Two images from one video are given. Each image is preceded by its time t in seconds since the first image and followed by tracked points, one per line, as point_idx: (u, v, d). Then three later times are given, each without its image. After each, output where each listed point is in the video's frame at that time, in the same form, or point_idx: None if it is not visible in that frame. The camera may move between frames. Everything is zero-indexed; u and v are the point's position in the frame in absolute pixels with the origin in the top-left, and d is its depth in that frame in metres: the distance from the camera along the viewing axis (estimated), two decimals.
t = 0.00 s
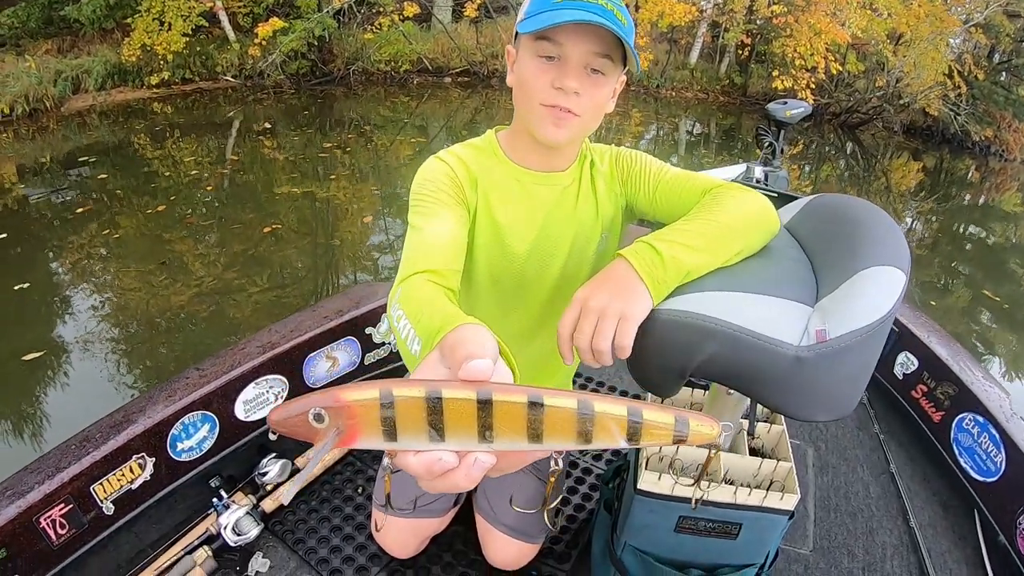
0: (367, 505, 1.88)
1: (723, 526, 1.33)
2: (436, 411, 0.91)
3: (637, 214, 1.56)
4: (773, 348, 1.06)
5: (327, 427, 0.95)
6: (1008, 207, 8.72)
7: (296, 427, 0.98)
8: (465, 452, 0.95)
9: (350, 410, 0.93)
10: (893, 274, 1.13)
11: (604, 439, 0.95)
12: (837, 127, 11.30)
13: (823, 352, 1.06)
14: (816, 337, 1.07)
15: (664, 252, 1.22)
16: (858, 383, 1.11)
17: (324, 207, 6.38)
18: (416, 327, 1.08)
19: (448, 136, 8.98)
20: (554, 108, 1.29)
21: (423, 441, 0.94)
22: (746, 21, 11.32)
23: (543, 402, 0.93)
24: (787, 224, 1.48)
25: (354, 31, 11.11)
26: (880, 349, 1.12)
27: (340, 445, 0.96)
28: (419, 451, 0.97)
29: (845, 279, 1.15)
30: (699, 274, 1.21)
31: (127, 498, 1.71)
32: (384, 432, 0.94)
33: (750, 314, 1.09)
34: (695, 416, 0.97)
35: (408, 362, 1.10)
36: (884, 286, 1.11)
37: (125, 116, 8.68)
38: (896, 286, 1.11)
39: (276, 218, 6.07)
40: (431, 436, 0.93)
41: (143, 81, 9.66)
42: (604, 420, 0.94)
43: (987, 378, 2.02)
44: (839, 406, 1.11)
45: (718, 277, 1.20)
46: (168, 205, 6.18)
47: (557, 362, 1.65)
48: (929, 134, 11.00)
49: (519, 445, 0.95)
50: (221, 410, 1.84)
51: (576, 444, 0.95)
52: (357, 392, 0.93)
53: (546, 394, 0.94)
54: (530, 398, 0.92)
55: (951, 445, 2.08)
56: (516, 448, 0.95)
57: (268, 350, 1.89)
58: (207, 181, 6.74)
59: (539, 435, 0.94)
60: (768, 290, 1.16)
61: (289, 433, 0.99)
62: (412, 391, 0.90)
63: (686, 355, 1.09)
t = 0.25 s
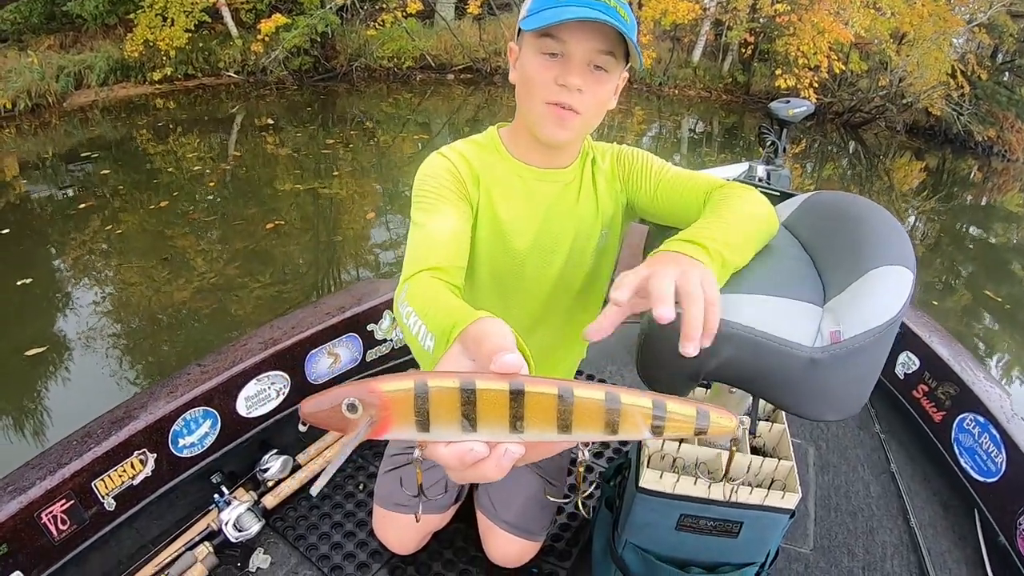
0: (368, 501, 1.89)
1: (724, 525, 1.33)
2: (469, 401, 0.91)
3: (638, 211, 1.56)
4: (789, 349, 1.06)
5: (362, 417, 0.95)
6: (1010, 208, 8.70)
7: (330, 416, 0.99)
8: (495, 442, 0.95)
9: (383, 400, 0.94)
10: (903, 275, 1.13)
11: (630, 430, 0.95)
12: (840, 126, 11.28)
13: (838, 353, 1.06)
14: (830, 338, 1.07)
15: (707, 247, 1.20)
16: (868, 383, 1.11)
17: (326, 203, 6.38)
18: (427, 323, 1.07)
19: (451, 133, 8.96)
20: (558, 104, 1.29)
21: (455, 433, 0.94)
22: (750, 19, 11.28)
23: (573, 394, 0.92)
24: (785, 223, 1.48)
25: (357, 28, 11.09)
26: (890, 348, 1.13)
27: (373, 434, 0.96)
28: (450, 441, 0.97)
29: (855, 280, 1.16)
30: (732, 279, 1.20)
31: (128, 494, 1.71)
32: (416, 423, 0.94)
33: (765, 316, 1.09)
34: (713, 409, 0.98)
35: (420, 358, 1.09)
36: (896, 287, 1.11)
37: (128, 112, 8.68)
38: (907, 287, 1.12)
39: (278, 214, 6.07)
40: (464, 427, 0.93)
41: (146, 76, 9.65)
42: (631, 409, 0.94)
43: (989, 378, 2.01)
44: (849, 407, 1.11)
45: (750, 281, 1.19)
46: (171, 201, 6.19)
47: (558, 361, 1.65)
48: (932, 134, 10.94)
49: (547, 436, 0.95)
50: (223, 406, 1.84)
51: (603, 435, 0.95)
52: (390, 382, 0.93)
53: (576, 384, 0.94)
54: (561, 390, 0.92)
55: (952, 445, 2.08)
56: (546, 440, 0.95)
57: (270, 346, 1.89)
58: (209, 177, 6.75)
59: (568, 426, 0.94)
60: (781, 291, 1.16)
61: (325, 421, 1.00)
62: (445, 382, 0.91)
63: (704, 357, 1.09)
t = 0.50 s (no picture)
0: (370, 494, 1.89)
1: (726, 519, 1.33)
2: (516, 382, 0.91)
3: (641, 203, 1.56)
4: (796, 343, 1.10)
5: (408, 400, 0.94)
6: (1013, 208, 8.68)
7: (373, 402, 0.96)
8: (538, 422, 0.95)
9: (428, 383, 0.92)
10: (906, 268, 1.16)
11: (663, 407, 0.97)
12: (844, 125, 11.26)
13: (843, 345, 1.09)
14: (837, 330, 1.11)
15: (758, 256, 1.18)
16: (873, 373, 1.15)
17: (328, 198, 6.39)
18: (446, 312, 1.06)
19: (454, 129, 8.96)
20: (563, 95, 1.29)
21: (497, 413, 0.94)
22: (754, 17, 11.25)
23: (610, 374, 0.94)
24: (789, 217, 1.49)
25: (360, 23, 11.08)
26: (893, 339, 1.16)
27: (419, 418, 0.95)
28: (492, 422, 0.96)
29: (860, 273, 1.18)
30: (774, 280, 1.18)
31: (130, 486, 1.72)
32: (462, 404, 0.93)
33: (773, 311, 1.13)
34: (738, 384, 1.03)
35: (438, 347, 1.07)
36: (901, 280, 1.14)
37: (131, 106, 8.68)
38: (912, 280, 1.14)
39: (281, 209, 6.07)
40: (508, 407, 0.93)
41: (149, 71, 9.65)
42: (663, 389, 0.97)
43: (991, 376, 2.01)
44: (854, 398, 1.14)
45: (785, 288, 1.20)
46: (174, 195, 6.19)
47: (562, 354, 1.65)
48: (936, 133, 10.88)
49: (588, 415, 0.95)
50: (226, 398, 1.84)
51: (637, 413, 0.96)
52: (435, 364, 0.92)
53: (613, 365, 0.95)
54: (600, 370, 0.93)
55: (953, 443, 2.08)
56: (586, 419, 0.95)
57: (273, 339, 1.90)
58: (212, 172, 6.75)
59: (606, 405, 0.95)
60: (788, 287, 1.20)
61: (367, 408, 0.97)
62: (490, 363, 0.90)
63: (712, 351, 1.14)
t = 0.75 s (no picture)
0: (373, 489, 1.90)
1: (729, 515, 1.34)
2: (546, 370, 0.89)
3: (644, 200, 1.56)
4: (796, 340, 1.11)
5: (439, 391, 0.91)
6: (1018, 209, 8.66)
7: (402, 394, 0.93)
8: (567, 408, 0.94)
9: (460, 373, 0.89)
10: (910, 266, 1.16)
11: (681, 389, 0.97)
12: (848, 124, 11.22)
13: (844, 342, 1.10)
14: (838, 328, 1.12)
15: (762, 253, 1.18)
16: (875, 370, 1.16)
17: (332, 194, 6.39)
18: (457, 305, 1.07)
19: (458, 125, 8.95)
20: (567, 84, 1.29)
21: (527, 401, 0.92)
22: (759, 15, 11.22)
23: (635, 361, 0.93)
24: (794, 215, 1.50)
25: (365, 19, 11.06)
26: (897, 336, 1.16)
27: (449, 408, 0.92)
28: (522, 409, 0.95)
29: (862, 270, 1.19)
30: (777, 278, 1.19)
31: (134, 479, 1.73)
32: (493, 393, 0.91)
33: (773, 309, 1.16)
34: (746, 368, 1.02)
35: (449, 338, 1.08)
36: (903, 278, 1.13)
37: (136, 100, 8.69)
38: (914, 278, 1.14)
39: (285, 204, 6.07)
40: (539, 393, 0.91)
41: (154, 66, 9.65)
42: (682, 372, 0.97)
43: (994, 375, 2.01)
44: (858, 395, 1.15)
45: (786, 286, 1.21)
46: (178, 190, 6.20)
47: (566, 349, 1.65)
48: (941, 133, 10.83)
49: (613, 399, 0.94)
50: (230, 392, 1.85)
51: (660, 395, 0.96)
52: (466, 355, 0.89)
53: (635, 350, 0.94)
54: (625, 358, 0.92)
55: (955, 442, 2.08)
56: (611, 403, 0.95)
57: (277, 333, 1.90)
58: (216, 167, 6.75)
59: (630, 389, 0.94)
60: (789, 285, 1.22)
61: (395, 401, 0.94)
62: (521, 353, 0.88)
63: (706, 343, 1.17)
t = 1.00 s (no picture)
0: (373, 487, 1.91)
1: (727, 516, 1.34)
2: (539, 356, 0.89)
3: (644, 201, 1.56)
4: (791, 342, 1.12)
5: (433, 376, 0.92)
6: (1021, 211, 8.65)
7: (397, 380, 0.94)
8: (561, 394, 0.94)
9: (454, 358, 0.90)
10: (906, 269, 1.16)
11: (675, 375, 0.97)
12: (851, 124, 11.21)
13: (839, 344, 1.10)
14: (833, 330, 1.12)
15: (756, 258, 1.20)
16: (871, 372, 1.16)
17: (335, 192, 6.40)
18: (455, 298, 1.08)
19: (461, 124, 8.96)
20: (564, 84, 1.30)
21: (522, 387, 0.92)
22: (763, 15, 11.21)
23: (628, 347, 0.93)
24: (795, 217, 1.50)
25: (369, 17, 11.07)
26: (894, 339, 1.16)
27: (444, 394, 0.93)
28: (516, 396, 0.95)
29: (859, 273, 1.19)
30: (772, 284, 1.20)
31: (135, 476, 1.73)
32: (487, 379, 0.91)
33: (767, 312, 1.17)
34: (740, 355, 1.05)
35: (444, 330, 1.09)
36: (898, 281, 1.14)
37: (139, 98, 8.71)
38: (910, 281, 1.14)
39: (288, 202, 6.09)
40: (532, 379, 0.91)
41: (157, 63, 9.66)
42: (676, 360, 0.97)
43: (993, 377, 2.01)
44: (854, 398, 1.15)
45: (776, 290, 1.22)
46: (182, 187, 6.21)
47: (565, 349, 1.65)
48: (944, 135, 10.79)
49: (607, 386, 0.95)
50: (231, 390, 1.86)
51: (653, 381, 0.96)
52: (461, 341, 0.90)
53: (628, 337, 0.95)
54: (619, 345, 0.93)
55: (955, 444, 2.08)
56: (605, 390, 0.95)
57: (278, 332, 1.91)
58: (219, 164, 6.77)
59: (625, 375, 0.94)
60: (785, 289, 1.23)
61: (390, 387, 0.95)
62: (515, 339, 0.89)
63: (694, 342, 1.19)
